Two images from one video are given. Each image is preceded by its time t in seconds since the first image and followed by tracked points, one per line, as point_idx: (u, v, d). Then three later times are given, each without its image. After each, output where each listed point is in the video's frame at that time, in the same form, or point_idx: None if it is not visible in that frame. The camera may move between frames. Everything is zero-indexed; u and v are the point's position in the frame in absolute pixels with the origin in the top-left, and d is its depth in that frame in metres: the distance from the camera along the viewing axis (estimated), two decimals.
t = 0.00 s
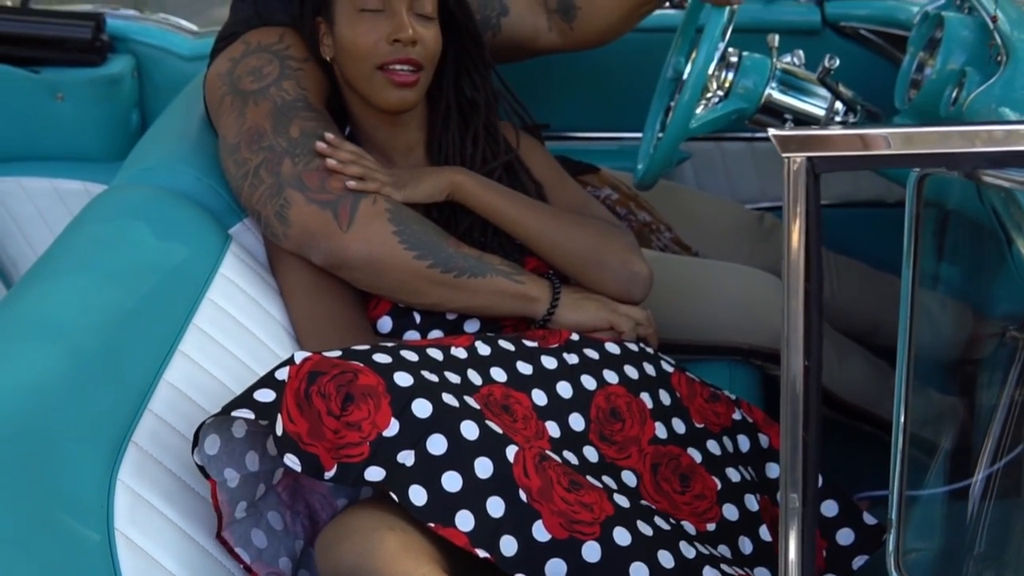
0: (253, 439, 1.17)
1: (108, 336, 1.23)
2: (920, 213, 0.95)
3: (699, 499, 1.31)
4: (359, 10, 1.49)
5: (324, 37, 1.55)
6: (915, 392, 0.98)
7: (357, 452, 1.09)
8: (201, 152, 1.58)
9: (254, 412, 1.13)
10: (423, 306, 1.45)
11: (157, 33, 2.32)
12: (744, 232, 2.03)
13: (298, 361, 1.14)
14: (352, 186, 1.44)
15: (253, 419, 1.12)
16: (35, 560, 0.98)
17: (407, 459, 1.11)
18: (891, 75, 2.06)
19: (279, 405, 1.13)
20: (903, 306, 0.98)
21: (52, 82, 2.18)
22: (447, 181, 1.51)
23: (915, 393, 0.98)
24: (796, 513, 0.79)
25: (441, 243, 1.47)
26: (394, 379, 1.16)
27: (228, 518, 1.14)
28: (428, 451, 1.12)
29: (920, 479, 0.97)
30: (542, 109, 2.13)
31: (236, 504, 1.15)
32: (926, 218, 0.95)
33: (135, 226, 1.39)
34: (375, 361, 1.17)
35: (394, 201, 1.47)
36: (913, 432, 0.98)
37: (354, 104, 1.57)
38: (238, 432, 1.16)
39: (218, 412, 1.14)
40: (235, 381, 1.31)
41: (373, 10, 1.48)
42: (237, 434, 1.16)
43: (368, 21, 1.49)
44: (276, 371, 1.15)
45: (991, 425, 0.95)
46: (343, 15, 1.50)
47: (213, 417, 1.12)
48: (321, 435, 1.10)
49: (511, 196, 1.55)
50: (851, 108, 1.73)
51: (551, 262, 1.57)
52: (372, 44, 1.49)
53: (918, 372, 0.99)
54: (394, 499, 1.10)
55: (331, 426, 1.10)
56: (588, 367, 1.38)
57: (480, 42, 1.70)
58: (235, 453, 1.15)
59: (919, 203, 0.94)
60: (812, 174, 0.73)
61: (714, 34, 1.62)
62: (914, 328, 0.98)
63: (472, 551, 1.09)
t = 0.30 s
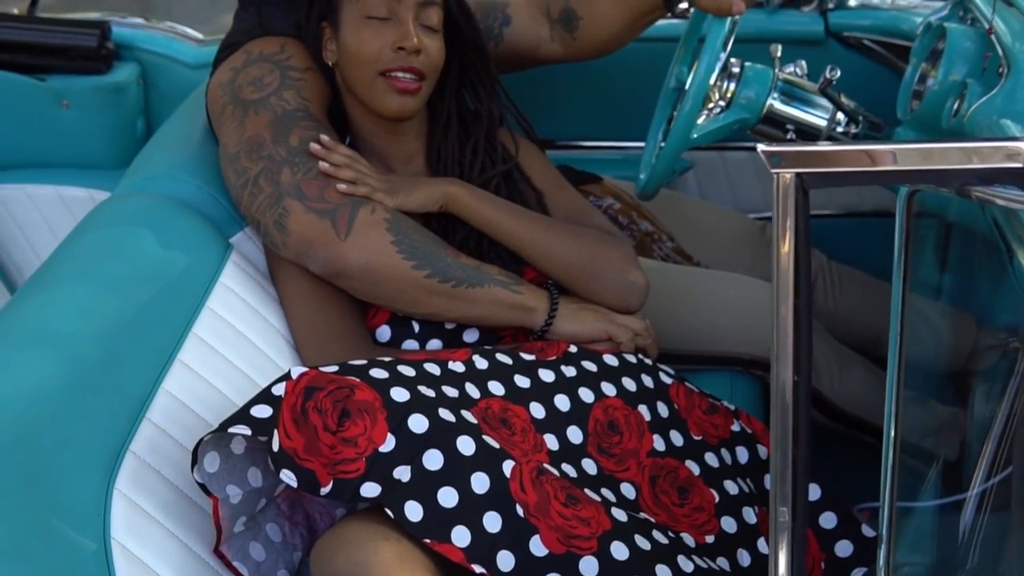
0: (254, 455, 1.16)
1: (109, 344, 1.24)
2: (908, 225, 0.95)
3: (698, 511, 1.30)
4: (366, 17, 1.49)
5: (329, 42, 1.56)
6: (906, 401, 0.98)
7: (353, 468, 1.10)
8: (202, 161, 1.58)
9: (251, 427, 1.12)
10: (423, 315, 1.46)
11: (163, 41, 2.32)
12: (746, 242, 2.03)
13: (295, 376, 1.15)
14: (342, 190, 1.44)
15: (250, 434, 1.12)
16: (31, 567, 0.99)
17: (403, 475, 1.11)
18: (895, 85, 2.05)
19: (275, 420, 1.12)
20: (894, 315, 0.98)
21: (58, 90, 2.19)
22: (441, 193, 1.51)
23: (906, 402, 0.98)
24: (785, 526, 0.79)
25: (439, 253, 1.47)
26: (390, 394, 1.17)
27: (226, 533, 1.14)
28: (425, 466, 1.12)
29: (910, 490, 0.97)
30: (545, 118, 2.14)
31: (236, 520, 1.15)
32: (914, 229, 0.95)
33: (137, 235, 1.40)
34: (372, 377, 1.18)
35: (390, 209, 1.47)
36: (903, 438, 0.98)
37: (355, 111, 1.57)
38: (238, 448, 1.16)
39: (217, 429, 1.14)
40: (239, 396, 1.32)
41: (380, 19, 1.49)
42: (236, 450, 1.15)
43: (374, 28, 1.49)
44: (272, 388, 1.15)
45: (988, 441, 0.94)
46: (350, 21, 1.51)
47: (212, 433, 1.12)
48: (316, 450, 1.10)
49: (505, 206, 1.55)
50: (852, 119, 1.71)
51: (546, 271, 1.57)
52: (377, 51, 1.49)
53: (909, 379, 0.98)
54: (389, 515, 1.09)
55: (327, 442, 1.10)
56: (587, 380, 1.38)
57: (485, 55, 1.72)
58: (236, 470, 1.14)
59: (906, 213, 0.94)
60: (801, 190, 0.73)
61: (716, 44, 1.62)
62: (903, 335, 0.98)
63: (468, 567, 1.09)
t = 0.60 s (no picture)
0: (251, 464, 1.17)
1: (109, 350, 1.24)
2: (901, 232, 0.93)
3: (696, 520, 1.31)
4: (368, 23, 1.51)
5: (330, 50, 1.57)
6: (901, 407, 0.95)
7: (352, 478, 1.10)
8: (203, 167, 1.59)
9: (249, 438, 1.13)
10: (422, 322, 1.46)
11: (166, 47, 2.33)
12: (746, 249, 2.04)
13: (295, 386, 1.15)
14: (337, 192, 1.45)
15: (248, 445, 1.12)
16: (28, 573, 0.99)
17: (403, 485, 1.11)
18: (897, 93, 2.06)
19: (275, 431, 1.12)
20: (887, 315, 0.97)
21: (63, 96, 2.20)
22: (437, 198, 1.52)
23: (901, 408, 0.95)
24: (778, 536, 0.79)
25: (438, 260, 1.47)
26: (390, 404, 1.16)
27: (220, 543, 1.15)
28: (424, 477, 1.13)
29: (902, 498, 0.96)
30: (547, 125, 2.14)
31: (231, 529, 1.16)
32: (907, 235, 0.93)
33: (138, 240, 1.41)
34: (371, 386, 1.18)
35: (387, 215, 1.47)
36: (898, 443, 0.95)
37: (356, 117, 1.58)
38: (236, 458, 1.16)
39: (216, 439, 1.14)
40: (240, 403, 1.32)
41: (382, 25, 1.50)
42: (234, 460, 1.16)
43: (376, 35, 1.50)
44: (272, 397, 1.15)
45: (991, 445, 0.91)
46: (351, 29, 1.52)
47: (210, 444, 1.13)
48: (316, 460, 1.10)
49: (500, 211, 1.55)
50: (853, 127, 1.71)
51: (541, 276, 1.56)
52: (380, 58, 1.49)
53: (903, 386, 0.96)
54: (388, 525, 1.09)
55: (326, 452, 1.11)
56: (586, 388, 1.38)
57: (485, 63, 1.73)
58: (233, 480, 1.15)
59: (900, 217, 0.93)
60: (792, 202, 0.73)
61: (716, 52, 1.62)
62: (898, 337, 0.96)
63: None
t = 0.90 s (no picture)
0: (247, 481, 1.18)
1: (108, 360, 1.25)
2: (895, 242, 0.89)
3: (693, 532, 1.30)
4: (367, 35, 1.51)
5: (329, 61, 1.58)
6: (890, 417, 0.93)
7: (349, 495, 1.10)
8: (204, 176, 1.59)
9: (245, 456, 1.14)
10: (419, 331, 1.47)
11: (170, 56, 2.34)
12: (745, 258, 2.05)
13: (291, 403, 1.15)
14: (331, 198, 1.45)
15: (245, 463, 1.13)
16: None
17: (400, 501, 1.12)
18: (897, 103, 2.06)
19: (271, 449, 1.14)
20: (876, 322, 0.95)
21: (66, 104, 2.22)
22: (431, 205, 1.52)
23: (891, 418, 0.93)
24: (767, 549, 0.80)
25: (436, 270, 1.47)
26: (386, 419, 1.17)
27: (216, 557, 1.16)
28: (421, 491, 1.13)
29: (892, 509, 0.94)
30: (548, 135, 2.15)
31: (227, 543, 1.17)
32: (897, 243, 0.90)
33: (138, 249, 1.41)
34: (367, 402, 1.19)
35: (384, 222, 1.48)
36: (887, 450, 0.93)
37: (355, 127, 1.58)
38: (232, 474, 1.17)
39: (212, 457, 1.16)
40: (241, 416, 1.33)
41: (380, 37, 1.51)
42: (231, 477, 1.17)
43: (375, 48, 1.51)
44: (268, 415, 1.16)
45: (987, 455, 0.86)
46: (350, 40, 1.53)
47: (205, 463, 1.15)
48: (313, 477, 1.11)
49: (496, 220, 1.55)
50: (853, 138, 1.71)
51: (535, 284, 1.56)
52: (379, 70, 1.50)
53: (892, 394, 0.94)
54: (385, 542, 1.10)
55: (323, 469, 1.11)
56: (582, 401, 1.38)
57: (485, 73, 1.73)
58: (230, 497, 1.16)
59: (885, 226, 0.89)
60: (781, 218, 0.73)
61: (716, 63, 1.60)
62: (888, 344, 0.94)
63: None
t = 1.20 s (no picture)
0: (242, 494, 1.17)
1: (102, 370, 1.25)
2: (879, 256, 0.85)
3: (687, 544, 1.30)
4: (362, 48, 1.52)
5: (325, 74, 1.58)
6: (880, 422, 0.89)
7: (342, 508, 1.11)
8: (200, 186, 1.60)
9: (239, 470, 1.13)
10: (415, 342, 1.47)
11: (170, 65, 2.35)
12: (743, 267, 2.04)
13: (284, 416, 1.16)
14: (319, 202, 1.46)
15: (239, 477, 1.12)
16: None
17: (393, 514, 1.12)
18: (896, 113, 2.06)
19: (265, 461, 1.13)
20: (863, 327, 0.90)
21: (66, 113, 2.22)
22: (421, 213, 1.53)
23: (881, 424, 0.89)
24: (755, 563, 0.79)
25: (431, 281, 1.48)
26: (379, 432, 1.18)
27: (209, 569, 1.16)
28: (415, 504, 1.13)
29: (880, 521, 0.90)
30: (546, 144, 2.15)
31: (220, 555, 1.17)
32: (885, 254, 0.85)
33: (134, 259, 1.41)
34: (361, 415, 1.19)
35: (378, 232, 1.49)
36: (877, 457, 0.90)
37: (352, 138, 1.59)
38: (227, 488, 1.17)
39: (206, 471, 1.15)
40: (236, 426, 1.33)
41: (376, 49, 1.52)
42: (225, 490, 1.17)
43: (370, 60, 1.51)
44: (261, 427, 1.16)
45: (976, 473, 0.83)
46: (345, 52, 1.53)
47: (199, 476, 1.14)
48: (306, 490, 1.11)
49: (488, 229, 1.55)
50: (851, 149, 1.71)
51: (527, 291, 1.56)
52: (374, 82, 1.51)
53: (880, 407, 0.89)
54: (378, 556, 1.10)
55: (316, 482, 1.11)
56: (576, 413, 1.38)
57: (480, 82, 1.73)
58: (224, 510, 1.16)
59: (874, 236, 0.83)
60: (769, 233, 0.72)
61: (713, 73, 1.59)
62: (874, 350, 0.90)
63: None
